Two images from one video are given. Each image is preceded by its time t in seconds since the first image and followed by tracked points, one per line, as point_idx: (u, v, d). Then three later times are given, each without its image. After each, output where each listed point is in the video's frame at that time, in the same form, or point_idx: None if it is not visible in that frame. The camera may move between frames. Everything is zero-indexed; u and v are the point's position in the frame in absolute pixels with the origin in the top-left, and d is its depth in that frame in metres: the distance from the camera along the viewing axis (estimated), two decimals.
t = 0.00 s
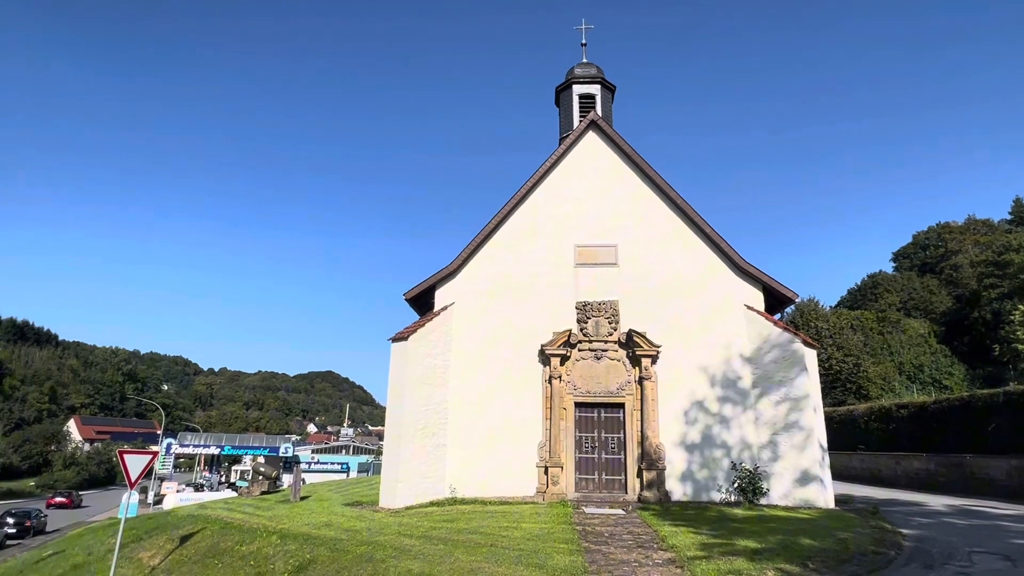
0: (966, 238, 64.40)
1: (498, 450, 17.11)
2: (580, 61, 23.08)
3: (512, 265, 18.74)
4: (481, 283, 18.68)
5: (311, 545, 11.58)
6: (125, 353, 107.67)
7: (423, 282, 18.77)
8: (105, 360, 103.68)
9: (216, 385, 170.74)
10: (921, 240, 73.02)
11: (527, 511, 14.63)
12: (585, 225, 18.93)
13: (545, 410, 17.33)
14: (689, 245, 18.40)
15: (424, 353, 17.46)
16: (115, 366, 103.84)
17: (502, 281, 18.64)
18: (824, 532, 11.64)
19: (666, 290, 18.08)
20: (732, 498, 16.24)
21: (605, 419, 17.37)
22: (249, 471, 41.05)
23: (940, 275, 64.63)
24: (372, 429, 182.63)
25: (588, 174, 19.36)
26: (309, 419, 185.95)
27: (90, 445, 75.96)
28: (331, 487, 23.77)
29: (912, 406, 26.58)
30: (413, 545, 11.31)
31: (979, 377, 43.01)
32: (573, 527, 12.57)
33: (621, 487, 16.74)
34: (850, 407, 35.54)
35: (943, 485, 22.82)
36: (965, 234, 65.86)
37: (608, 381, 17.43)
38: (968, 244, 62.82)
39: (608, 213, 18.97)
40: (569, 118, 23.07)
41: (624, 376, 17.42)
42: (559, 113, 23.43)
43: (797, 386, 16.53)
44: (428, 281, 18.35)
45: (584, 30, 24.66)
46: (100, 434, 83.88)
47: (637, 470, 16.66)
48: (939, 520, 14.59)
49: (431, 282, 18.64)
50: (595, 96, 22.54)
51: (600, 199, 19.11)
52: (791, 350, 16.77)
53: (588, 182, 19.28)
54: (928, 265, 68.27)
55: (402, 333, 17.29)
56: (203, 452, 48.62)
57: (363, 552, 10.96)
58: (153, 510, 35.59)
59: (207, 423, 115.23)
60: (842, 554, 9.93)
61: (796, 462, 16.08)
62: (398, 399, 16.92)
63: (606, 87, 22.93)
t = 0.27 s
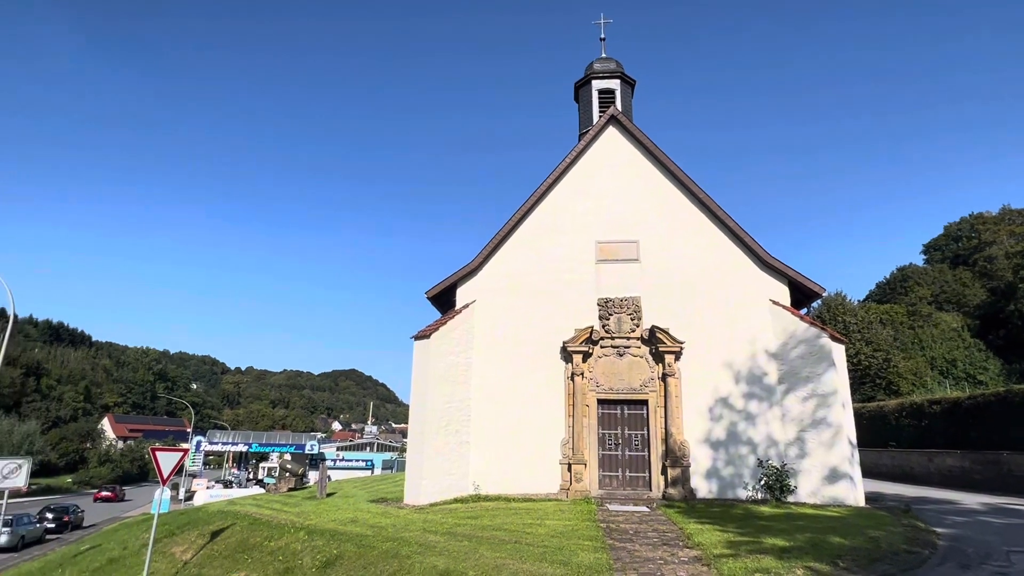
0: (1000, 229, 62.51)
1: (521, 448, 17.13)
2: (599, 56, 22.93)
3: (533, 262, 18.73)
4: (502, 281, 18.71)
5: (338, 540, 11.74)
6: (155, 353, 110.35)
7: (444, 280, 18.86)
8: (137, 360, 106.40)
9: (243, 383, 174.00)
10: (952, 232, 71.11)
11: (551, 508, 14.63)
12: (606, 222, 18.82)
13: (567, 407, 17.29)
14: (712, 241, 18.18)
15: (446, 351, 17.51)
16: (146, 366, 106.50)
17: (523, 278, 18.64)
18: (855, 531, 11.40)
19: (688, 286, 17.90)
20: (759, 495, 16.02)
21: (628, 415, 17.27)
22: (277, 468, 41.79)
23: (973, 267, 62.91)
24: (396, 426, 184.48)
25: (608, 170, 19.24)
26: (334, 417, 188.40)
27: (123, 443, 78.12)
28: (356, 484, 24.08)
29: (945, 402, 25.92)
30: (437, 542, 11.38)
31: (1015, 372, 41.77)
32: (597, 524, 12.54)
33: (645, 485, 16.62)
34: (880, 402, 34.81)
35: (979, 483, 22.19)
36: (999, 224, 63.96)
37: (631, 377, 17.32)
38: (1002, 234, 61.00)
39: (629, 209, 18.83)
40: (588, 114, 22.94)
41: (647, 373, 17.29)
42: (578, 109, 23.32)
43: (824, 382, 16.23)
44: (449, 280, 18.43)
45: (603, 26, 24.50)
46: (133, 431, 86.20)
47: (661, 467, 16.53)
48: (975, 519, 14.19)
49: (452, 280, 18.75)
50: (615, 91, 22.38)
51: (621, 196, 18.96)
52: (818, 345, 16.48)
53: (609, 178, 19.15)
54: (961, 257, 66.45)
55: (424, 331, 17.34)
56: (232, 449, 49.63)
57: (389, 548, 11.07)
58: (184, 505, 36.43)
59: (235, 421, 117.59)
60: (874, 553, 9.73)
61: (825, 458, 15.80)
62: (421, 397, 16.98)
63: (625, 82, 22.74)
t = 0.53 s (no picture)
0: None
1: (546, 445, 17.13)
2: (619, 50, 22.72)
3: (556, 259, 18.68)
4: (525, 278, 18.70)
5: (366, 536, 11.90)
6: (187, 353, 113.00)
7: (467, 278, 18.95)
8: (169, 359, 109.11)
9: (272, 382, 177.27)
10: (989, 222, 68.92)
11: (577, 505, 14.60)
12: (629, 217, 18.67)
13: (592, 404, 17.22)
14: (738, 235, 17.90)
15: (470, 348, 17.56)
16: (178, 365, 109.16)
17: (546, 275, 18.61)
18: (889, 529, 11.14)
19: (714, 281, 17.66)
20: (789, 493, 15.76)
21: (654, 412, 17.13)
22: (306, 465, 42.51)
23: (1011, 258, 60.90)
24: (421, 424, 186.07)
25: (630, 165, 19.07)
26: (360, 414, 190.72)
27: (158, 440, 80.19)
28: (383, 481, 24.36)
29: (983, 397, 25.16)
30: (464, 538, 11.45)
31: None
32: (624, 522, 12.47)
33: (672, 482, 16.48)
34: (915, 398, 33.96)
35: (1019, 481, 21.50)
36: None
37: (656, 374, 17.17)
38: None
39: (653, 204, 18.65)
40: (610, 109, 22.76)
41: (673, 369, 17.12)
42: (600, 105, 23.15)
43: (855, 377, 15.86)
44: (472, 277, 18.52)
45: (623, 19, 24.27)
46: (167, 430, 88.46)
47: (688, 465, 16.35)
48: (1016, 517, 13.75)
49: (475, 278, 18.83)
50: (636, 85, 22.18)
51: (644, 191, 18.79)
52: (849, 340, 16.10)
53: (632, 173, 18.99)
54: (998, 247, 64.42)
55: (448, 329, 17.43)
56: (261, 447, 50.59)
57: (416, 544, 11.18)
58: (217, 501, 37.26)
59: (264, 419, 119.86)
60: (910, 552, 9.50)
61: (857, 456, 15.45)
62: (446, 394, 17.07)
63: (647, 75, 22.50)
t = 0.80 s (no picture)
0: None
1: (574, 443, 17.07)
2: (642, 44, 22.48)
3: (580, 255, 18.60)
4: (550, 275, 18.68)
5: (396, 533, 12.05)
6: (219, 353, 115.71)
7: (492, 275, 19.01)
8: (202, 359, 111.90)
9: (301, 381, 180.48)
10: None
11: (605, 502, 14.53)
12: (654, 212, 18.48)
13: (619, 401, 17.11)
14: (767, 228, 17.58)
15: (496, 346, 17.60)
16: (211, 365, 111.89)
17: (571, 271, 18.54)
18: (929, 529, 10.83)
19: (742, 275, 17.37)
20: (822, 491, 15.45)
21: (682, 409, 16.95)
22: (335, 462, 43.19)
23: None
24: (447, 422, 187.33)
25: (655, 159, 18.88)
26: (387, 412, 192.89)
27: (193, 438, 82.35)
28: (412, 478, 24.63)
29: None
30: (493, 535, 11.50)
31: None
32: (652, 519, 12.37)
33: (701, 480, 16.29)
34: (954, 393, 32.94)
35: None
36: None
37: (684, 371, 16.98)
38: None
39: (678, 198, 18.44)
40: (633, 104, 22.54)
41: (701, 365, 16.92)
42: (623, 99, 22.94)
43: (891, 372, 15.45)
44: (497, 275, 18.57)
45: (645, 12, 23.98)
46: (201, 428, 90.77)
47: (718, 462, 16.14)
48: None
49: (500, 276, 18.88)
50: (660, 78, 21.93)
51: (669, 186, 18.58)
52: (884, 334, 15.68)
53: (656, 168, 18.79)
54: None
55: (474, 327, 17.50)
56: (292, 444, 51.54)
57: (445, 540, 11.28)
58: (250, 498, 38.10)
59: (295, 417, 122.12)
60: (950, 552, 9.23)
61: (893, 453, 15.06)
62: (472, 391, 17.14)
63: (671, 68, 22.23)
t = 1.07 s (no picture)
0: None
1: (603, 441, 16.98)
2: (667, 37, 22.20)
3: (606, 252, 18.48)
4: (576, 272, 18.61)
5: (427, 530, 12.17)
6: (252, 353, 118.34)
7: (518, 273, 19.04)
8: (236, 359, 114.57)
9: (331, 380, 183.49)
10: None
11: (635, 500, 14.42)
12: (681, 207, 18.26)
13: (648, 398, 16.95)
14: (798, 221, 17.21)
15: (523, 343, 17.61)
16: (245, 365, 114.50)
17: (597, 268, 18.44)
18: (972, 529, 10.48)
19: (773, 269, 17.04)
20: (859, 489, 15.07)
21: (712, 406, 16.73)
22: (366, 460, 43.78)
23: None
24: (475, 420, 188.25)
25: (682, 153, 18.64)
26: (416, 411, 194.79)
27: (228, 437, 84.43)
28: (441, 475, 24.82)
29: None
30: (522, 532, 11.52)
31: None
32: (683, 517, 12.24)
33: (733, 478, 16.05)
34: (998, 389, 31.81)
35: None
36: None
37: (714, 367, 16.75)
38: None
39: (705, 192, 18.18)
40: (658, 98, 22.28)
41: (731, 362, 16.66)
42: (647, 93, 22.69)
43: (930, 367, 14.99)
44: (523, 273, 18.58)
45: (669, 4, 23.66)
46: (236, 426, 92.94)
47: (750, 460, 15.87)
48: None
49: (526, 274, 18.89)
50: (686, 71, 21.62)
51: (697, 180, 18.33)
52: (923, 328, 15.21)
53: (683, 162, 18.55)
54: None
55: (500, 325, 17.53)
56: (324, 442, 52.41)
57: (476, 537, 11.34)
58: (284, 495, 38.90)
59: (326, 416, 124.20)
60: (996, 552, 8.91)
61: (934, 451, 14.61)
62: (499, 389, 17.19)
63: (697, 61, 21.90)
